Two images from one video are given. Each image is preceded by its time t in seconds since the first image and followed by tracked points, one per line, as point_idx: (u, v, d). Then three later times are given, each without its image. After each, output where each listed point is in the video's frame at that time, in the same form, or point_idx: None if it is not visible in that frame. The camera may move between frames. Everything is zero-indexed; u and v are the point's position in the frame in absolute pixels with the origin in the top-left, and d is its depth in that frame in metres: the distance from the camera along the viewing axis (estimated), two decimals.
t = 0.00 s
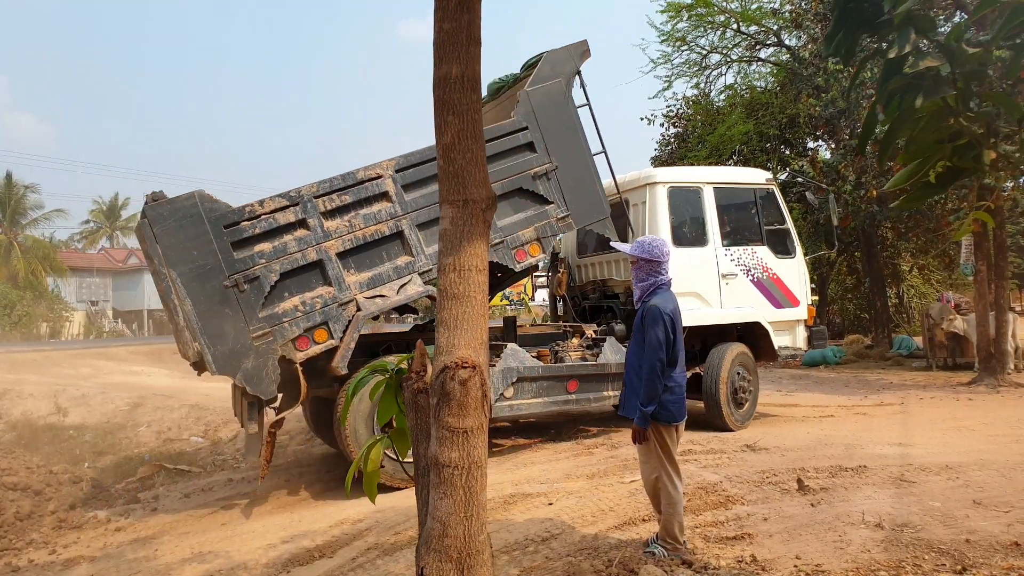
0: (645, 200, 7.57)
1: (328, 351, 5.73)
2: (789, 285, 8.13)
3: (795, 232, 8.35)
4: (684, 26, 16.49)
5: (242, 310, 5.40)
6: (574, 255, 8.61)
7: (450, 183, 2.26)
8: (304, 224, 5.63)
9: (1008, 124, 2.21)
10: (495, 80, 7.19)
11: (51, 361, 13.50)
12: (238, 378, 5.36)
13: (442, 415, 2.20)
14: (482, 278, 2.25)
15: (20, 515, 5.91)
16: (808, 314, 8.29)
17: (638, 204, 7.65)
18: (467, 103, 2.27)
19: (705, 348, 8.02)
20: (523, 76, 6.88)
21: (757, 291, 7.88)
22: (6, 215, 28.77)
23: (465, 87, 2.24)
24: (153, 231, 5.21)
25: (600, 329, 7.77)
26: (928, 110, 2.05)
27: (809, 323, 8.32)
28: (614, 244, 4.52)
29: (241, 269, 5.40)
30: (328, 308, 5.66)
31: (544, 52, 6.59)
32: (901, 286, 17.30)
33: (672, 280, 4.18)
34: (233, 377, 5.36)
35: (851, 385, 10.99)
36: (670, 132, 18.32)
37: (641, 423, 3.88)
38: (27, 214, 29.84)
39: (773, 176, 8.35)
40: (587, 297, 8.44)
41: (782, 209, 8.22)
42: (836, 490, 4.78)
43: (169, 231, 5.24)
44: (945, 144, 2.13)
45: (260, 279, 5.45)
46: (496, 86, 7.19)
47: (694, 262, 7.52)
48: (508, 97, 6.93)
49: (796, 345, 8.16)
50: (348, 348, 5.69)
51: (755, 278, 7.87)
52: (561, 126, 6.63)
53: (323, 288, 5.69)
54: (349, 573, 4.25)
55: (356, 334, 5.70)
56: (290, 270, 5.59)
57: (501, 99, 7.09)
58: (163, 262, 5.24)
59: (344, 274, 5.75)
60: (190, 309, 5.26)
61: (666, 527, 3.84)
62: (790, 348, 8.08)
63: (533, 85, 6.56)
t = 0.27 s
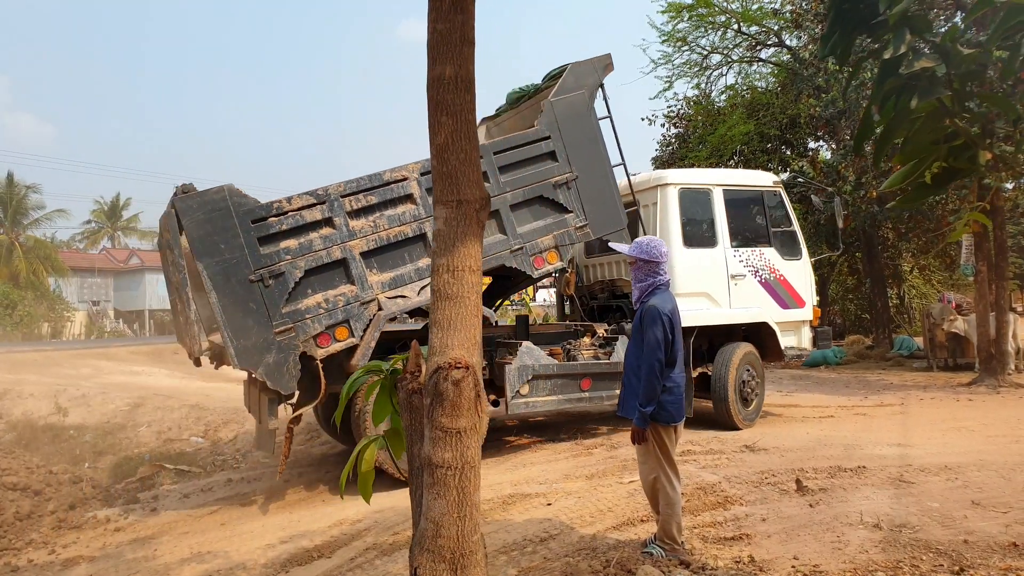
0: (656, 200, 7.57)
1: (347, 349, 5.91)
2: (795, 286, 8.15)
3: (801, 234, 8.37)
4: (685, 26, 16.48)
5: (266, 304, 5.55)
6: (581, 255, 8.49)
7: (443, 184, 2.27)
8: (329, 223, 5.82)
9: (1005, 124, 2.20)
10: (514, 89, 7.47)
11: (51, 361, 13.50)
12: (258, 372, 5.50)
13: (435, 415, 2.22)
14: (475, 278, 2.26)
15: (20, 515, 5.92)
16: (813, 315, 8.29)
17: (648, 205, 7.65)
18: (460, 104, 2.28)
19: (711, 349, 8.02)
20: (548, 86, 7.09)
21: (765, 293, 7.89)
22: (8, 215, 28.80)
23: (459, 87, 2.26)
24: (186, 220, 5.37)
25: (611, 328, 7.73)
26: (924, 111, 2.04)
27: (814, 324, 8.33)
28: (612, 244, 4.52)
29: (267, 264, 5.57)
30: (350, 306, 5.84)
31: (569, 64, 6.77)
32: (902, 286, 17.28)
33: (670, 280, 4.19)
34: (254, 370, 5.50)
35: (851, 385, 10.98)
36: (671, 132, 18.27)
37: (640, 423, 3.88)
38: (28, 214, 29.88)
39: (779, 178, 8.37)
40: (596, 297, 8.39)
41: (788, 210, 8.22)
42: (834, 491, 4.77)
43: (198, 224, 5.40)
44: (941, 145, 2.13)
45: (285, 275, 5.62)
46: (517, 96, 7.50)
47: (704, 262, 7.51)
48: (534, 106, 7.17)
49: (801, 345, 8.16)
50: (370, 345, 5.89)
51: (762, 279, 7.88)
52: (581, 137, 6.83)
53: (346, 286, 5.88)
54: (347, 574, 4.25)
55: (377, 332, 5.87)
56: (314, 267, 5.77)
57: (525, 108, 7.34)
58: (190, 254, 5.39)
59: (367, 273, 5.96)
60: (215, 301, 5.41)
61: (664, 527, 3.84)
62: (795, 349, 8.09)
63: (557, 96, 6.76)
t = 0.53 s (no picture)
0: (667, 201, 7.58)
1: (371, 347, 5.90)
2: (802, 286, 8.18)
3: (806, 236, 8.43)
4: (685, 27, 16.46)
5: (294, 297, 5.57)
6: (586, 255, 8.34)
7: (438, 184, 2.30)
8: (358, 221, 5.86)
9: (1003, 123, 2.19)
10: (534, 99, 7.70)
11: (51, 361, 13.51)
12: (284, 365, 5.49)
13: (430, 416, 2.24)
14: (471, 279, 2.29)
15: (19, 515, 5.91)
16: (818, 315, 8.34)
17: (659, 206, 7.66)
18: (455, 104, 2.31)
19: (718, 349, 8.03)
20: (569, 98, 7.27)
21: (773, 293, 7.90)
22: (8, 216, 28.82)
23: (454, 87, 2.28)
24: (217, 209, 5.39)
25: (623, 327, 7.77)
26: (920, 112, 2.04)
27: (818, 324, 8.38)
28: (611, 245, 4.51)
29: (296, 258, 5.59)
30: (375, 304, 5.85)
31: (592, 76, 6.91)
32: (902, 286, 17.25)
33: (669, 280, 4.18)
34: (279, 364, 5.50)
35: (851, 386, 10.97)
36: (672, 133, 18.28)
37: (639, 424, 3.88)
38: (29, 214, 29.94)
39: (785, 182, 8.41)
40: (604, 297, 8.38)
41: (793, 212, 8.26)
42: (833, 491, 4.77)
43: (231, 216, 5.43)
44: (937, 146, 2.13)
45: (314, 270, 5.64)
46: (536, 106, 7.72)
47: (714, 262, 7.52)
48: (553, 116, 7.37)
49: (806, 345, 8.23)
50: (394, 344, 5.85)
51: (770, 279, 7.89)
52: (603, 147, 6.87)
53: (371, 284, 5.90)
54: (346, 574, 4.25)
55: (402, 329, 5.85)
56: (342, 264, 5.79)
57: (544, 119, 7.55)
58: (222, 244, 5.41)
59: (392, 272, 5.98)
60: (244, 292, 5.42)
61: (663, 528, 3.83)
62: (800, 348, 8.16)
63: (581, 107, 6.82)
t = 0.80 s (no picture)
0: (680, 202, 7.58)
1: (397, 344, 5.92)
2: (807, 286, 8.27)
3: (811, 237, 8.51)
4: (686, 26, 16.44)
5: (326, 291, 5.59)
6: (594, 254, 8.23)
7: (433, 182, 2.33)
8: (389, 220, 5.91)
9: (1002, 123, 2.18)
10: (554, 108, 7.80)
11: (51, 361, 13.50)
12: (314, 358, 5.50)
13: (425, 415, 2.26)
14: (465, 277, 2.32)
15: (18, 514, 5.91)
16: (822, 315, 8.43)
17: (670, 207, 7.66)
18: (450, 102, 2.33)
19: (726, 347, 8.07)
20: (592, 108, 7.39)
21: (781, 293, 7.97)
22: (9, 215, 28.83)
23: (449, 85, 2.31)
24: (255, 200, 5.41)
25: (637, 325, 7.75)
26: (918, 111, 2.02)
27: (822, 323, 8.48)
28: (610, 245, 4.50)
29: (329, 253, 5.61)
30: (402, 301, 5.88)
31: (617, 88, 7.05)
32: (903, 286, 17.22)
33: (669, 280, 4.18)
34: (308, 357, 5.50)
35: (852, 386, 10.96)
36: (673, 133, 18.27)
37: (638, 423, 3.87)
38: (30, 214, 29.96)
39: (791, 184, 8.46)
40: (614, 296, 8.32)
41: (800, 213, 8.31)
42: (833, 492, 4.75)
43: (267, 208, 5.44)
44: (936, 145, 2.11)
45: (345, 266, 5.67)
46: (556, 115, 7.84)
47: (725, 263, 7.56)
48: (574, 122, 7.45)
49: (812, 344, 8.30)
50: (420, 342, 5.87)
51: (778, 279, 7.96)
52: (626, 158, 6.91)
53: (399, 281, 5.93)
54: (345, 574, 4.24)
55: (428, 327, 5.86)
56: (372, 261, 5.82)
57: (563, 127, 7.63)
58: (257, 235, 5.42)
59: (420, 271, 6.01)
60: (277, 285, 5.43)
61: (662, 528, 3.82)
62: (806, 348, 8.25)
63: (606, 118, 6.89)
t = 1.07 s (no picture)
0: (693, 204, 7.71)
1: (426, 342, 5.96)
2: (813, 287, 8.48)
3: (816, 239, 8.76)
4: (686, 27, 16.44)
5: (363, 286, 5.65)
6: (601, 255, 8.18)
7: (431, 182, 2.33)
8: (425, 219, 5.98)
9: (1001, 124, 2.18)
10: (574, 121, 8.11)
11: (51, 361, 13.51)
12: (348, 351, 5.54)
13: (422, 417, 2.26)
14: (463, 278, 2.33)
15: (18, 515, 5.91)
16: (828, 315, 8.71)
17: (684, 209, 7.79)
18: (448, 102, 2.33)
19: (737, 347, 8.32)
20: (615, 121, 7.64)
21: (789, 293, 8.18)
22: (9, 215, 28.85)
23: (447, 86, 2.31)
24: (299, 193, 5.48)
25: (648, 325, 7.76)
26: (916, 111, 2.01)
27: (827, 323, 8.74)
28: (610, 246, 4.50)
29: (368, 247, 5.68)
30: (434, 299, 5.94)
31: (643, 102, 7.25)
32: (903, 287, 17.22)
33: (669, 281, 4.17)
34: (342, 348, 5.55)
35: (853, 386, 10.95)
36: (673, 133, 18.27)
37: (638, 424, 3.87)
38: (30, 214, 29.99)
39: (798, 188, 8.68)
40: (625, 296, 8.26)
41: (806, 217, 8.54)
42: (833, 492, 4.75)
43: (311, 200, 5.51)
44: (935, 145, 2.10)
45: (382, 261, 5.72)
46: (576, 128, 8.15)
47: (737, 263, 7.75)
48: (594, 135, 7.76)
49: (817, 344, 8.61)
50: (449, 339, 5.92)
51: (787, 280, 8.18)
52: (650, 169, 7.04)
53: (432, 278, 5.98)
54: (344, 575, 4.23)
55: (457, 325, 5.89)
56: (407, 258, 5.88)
57: (583, 140, 7.95)
58: (299, 227, 5.48)
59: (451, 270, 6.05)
60: (316, 277, 5.50)
61: (661, 529, 3.82)
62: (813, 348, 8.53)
63: (631, 130, 7.03)
